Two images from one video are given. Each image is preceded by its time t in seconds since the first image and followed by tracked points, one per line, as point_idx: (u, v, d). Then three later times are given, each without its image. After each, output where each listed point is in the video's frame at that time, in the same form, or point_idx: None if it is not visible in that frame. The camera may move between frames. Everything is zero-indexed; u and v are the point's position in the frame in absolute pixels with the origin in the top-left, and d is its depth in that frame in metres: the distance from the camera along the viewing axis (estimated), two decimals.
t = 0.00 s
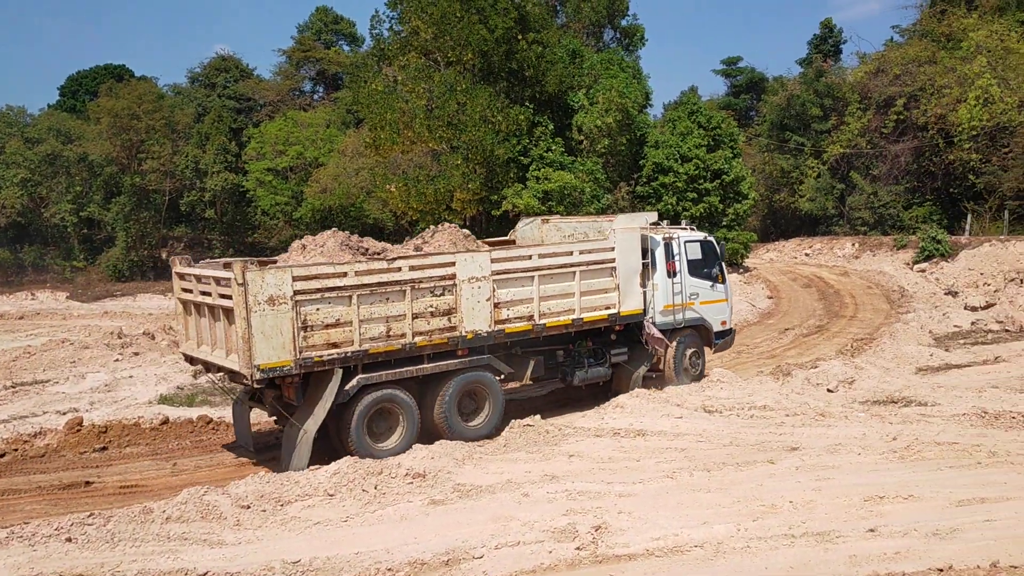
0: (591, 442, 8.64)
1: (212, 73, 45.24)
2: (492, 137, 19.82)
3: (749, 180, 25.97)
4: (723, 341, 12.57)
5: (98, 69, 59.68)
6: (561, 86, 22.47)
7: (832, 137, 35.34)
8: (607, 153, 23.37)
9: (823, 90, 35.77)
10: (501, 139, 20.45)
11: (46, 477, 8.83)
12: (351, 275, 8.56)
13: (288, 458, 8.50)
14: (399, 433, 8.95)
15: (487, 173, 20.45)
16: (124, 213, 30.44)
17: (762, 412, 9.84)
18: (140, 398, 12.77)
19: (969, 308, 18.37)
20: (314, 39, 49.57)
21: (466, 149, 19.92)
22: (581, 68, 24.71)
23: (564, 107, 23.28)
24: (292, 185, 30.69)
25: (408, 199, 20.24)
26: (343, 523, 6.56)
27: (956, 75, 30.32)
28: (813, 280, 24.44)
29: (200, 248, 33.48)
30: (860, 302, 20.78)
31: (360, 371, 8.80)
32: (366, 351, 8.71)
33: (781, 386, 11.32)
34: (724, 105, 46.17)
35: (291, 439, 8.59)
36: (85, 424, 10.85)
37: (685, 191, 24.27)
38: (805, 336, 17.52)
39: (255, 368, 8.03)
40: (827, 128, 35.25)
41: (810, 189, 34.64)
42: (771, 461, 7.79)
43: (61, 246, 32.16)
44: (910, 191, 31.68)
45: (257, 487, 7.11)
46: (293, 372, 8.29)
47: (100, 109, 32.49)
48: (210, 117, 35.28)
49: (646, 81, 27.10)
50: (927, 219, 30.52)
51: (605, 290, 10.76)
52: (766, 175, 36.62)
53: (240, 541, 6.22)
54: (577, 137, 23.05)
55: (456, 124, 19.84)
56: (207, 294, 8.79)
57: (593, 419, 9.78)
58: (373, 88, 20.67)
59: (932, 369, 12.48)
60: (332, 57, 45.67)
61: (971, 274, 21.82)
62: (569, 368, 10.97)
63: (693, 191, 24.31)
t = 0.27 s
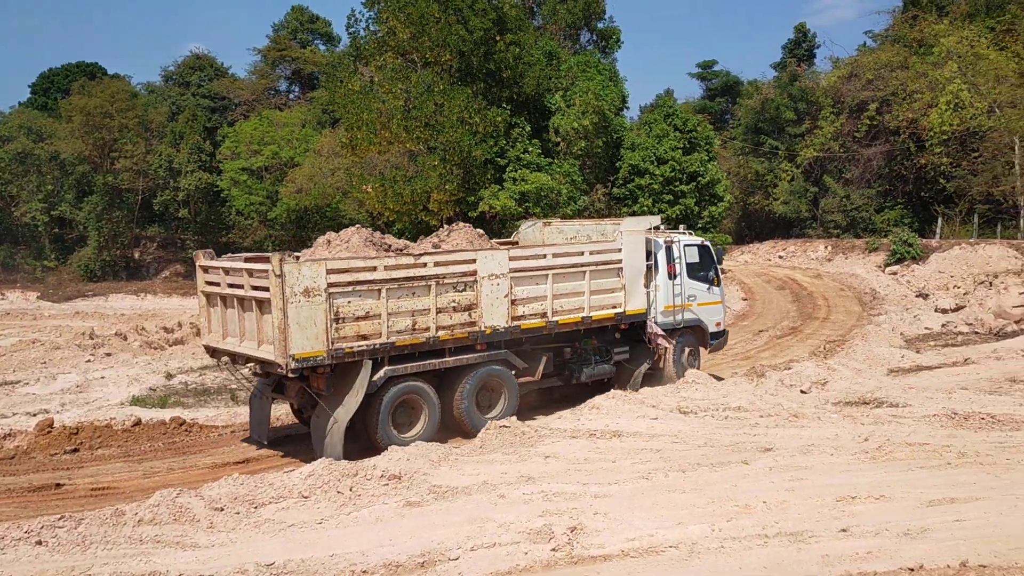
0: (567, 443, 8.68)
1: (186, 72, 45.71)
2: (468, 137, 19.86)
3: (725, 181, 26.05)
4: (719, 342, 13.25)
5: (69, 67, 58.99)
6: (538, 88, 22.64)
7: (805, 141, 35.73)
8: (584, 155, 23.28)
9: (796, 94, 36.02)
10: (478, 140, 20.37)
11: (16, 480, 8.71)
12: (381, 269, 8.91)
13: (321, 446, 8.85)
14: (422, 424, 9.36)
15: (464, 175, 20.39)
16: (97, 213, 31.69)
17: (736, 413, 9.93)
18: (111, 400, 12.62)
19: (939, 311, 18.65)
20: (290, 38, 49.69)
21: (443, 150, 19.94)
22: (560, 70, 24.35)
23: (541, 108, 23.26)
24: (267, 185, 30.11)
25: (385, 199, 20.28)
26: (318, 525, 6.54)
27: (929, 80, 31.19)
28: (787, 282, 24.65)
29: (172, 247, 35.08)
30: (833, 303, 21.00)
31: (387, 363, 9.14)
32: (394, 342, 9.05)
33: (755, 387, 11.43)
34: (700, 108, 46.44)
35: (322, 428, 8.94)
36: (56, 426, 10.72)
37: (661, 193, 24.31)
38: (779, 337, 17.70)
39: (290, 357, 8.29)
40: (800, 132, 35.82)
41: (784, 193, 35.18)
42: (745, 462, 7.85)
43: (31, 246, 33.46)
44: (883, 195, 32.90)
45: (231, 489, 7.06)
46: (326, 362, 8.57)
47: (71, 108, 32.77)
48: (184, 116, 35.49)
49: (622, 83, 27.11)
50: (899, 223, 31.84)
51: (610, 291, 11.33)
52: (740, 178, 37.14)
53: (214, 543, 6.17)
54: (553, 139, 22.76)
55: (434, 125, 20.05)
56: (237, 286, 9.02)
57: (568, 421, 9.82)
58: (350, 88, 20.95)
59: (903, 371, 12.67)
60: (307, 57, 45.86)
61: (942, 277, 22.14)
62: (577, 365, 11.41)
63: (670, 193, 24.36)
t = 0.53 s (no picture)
0: (536, 442, 8.70)
1: (151, 67, 45.31)
2: (438, 136, 20.27)
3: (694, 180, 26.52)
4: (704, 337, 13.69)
5: (33, 62, 58.25)
6: (508, 87, 22.73)
7: (773, 142, 36.40)
8: (552, 155, 23.37)
9: (763, 95, 36.46)
10: (449, 139, 20.92)
11: None
12: (397, 262, 9.05)
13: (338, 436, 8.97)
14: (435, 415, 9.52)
15: (433, 174, 20.93)
16: (60, 209, 34.60)
17: (703, 411, 10.02)
18: (74, 400, 12.45)
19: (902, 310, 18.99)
20: (256, 34, 49.88)
21: (413, 149, 20.32)
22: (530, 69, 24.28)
23: (512, 108, 23.36)
24: (233, 182, 32.92)
25: (353, 198, 20.78)
26: (285, 525, 6.49)
27: (892, 83, 31.95)
28: (754, 282, 24.92)
29: (135, 243, 37.83)
30: (798, 303, 21.29)
31: (401, 353, 9.28)
32: (409, 334, 9.21)
33: (722, 386, 11.55)
34: (668, 109, 46.81)
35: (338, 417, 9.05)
36: (18, 425, 10.56)
37: (630, 193, 24.59)
38: (746, 336, 17.91)
39: (313, 347, 8.43)
40: (767, 133, 36.27)
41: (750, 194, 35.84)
42: (712, 460, 7.93)
43: None
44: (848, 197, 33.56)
45: (197, 490, 6.99)
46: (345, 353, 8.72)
47: (35, 102, 34.73)
48: (148, 112, 37.52)
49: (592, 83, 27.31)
50: (863, 223, 32.21)
51: (608, 287, 11.63)
52: (708, 179, 37.12)
53: (179, 544, 6.10)
54: (524, 137, 22.84)
55: (403, 123, 20.20)
56: (255, 279, 9.15)
57: (538, 420, 9.85)
58: (318, 85, 21.54)
59: (867, 370, 12.87)
60: (275, 54, 46.49)
61: (906, 277, 22.54)
62: (576, 359, 11.62)
63: (639, 193, 24.68)
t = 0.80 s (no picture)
0: (514, 440, 8.72)
1: (126, 63, 45.51)
2: (416, 134, 20.82)
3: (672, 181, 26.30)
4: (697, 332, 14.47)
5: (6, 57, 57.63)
6: (486, 84, 22.97)
7: (750, 141, 36.09)
8: (531, 152, 23.19)
9: (740, 95, 36.21)
10: (427, 137, 21.37)
11: None
12: (419, 255, 9.62)
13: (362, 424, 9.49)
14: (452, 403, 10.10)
15: (413, 171, 21.53)
16: (33, 206, 34.62)
17: (680, 409, 10.09)
18: (47, 399, 12.33)
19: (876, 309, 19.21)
20: (233, 30, 49.89)
21: (390, 146, 20.94)
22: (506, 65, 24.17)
23: (489, 105, 23.58)
24: (209, 179, 33.10)
25: (331, 195, 21.30)
26: (261, 524, 6.46)
27: (867, 84, 32.14)
28: (731, 280, 25.07)
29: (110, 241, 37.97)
30: (775, 301, 21.46)
31: (422, 344, 9.85)
32: (429, 325, 9.80)
33: (699, 384, 11.64)
34: (646, 107, 46.98)
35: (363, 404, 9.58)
36: None
37: (608, 192, 24.74)
38: (723, 335, 18.04)
39: (342, 336, 8.94)
40: (744, 132, 36.16)
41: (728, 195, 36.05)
42: (689, 457, 7.98)
43: None
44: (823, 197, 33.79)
45: (172, 489, 6.94)
46: (372, 341, 9.27)
47: (7, 98, 34.59)
48: (124, 107, 37.50)
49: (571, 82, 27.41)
50: (838, 223, 32.66)
51: (609, 282, 12.30)
52: (686, 178, 37.65)
53: (154, 544, 6.06)
54: (502, 135, 22.88)
55: (381, 121, 20.87)
56: (280, 271, 9.62)
57: (516, 418, 9.87)
58: (296, 81, 21.87)
59: (841, 367, 13.02)
60: (252, 50, 46.25)
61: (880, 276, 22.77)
62: (578, 353, 12.30)
63: (617, 192, 24.85)
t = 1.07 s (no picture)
0: (496, 438, 8.72)
1: (104, 59, 45.13)
2: (398, 132, 20.72)
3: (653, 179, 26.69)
4: (693, 326, 14.99)
5: None
6: (468, 82, 23.00)
7: (730, 140, 36.65)
8: (513, 151, 24.23)
9: (721, 94, 36.92)
10: (408, 134, 21.26)
11: None
12: (440, 251, 9.98)
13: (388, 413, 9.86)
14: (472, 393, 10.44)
15: (394, 170, 21.45)
16: (11, 203, 34.21)
17: (662, 407, 10.13)
18: (24, 397, 12.20)
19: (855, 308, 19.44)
20: (213, 25, 49.72)
21: (372, 143, 20.69)
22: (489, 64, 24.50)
23: (472, 103, 23.62)
24: (189, 176, 33.04)
25: (311, 191, 21.21)
26: (242, 523, 6.42)
27: (846, 84, 32.38)
28: (713, 278, 25.19)
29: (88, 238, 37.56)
30: (755, 300, 21.59)
31: (443, 335, 10.19)
32: (450, 317, 10.14)
33: (681, 382, 11.71)
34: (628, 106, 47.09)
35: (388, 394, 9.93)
36: None
37: (590, 190, 24.90)
38: (704, 333, 18.12)
39: (371, 328, 9.26)
40: (726, 132, 36.69)
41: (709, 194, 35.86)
42: (671, 454, 8.01)
43: None
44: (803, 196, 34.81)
45: (151, 488, 6.87)
46: (397, 333, 9.58)
47: None
48: (103, 104, 37.87)
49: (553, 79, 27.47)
50: (818, 222, 33.54)
51: (613, 277, 12.77)
52: (667, 177, 37.58)
53: (133, 543, 6.01)
54: (485, 134, 23.24)
55: (361, 118, 20.70)
56: (306, 267, 9.98)
57: (498, 416, 9.87)
58: (276, 77, 21.49)
59: (821, 365, 13.12)
60: (231, 45, 45.96)
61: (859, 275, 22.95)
62: (583, 344, 12.68)
63: (599, 190, 25.02)
